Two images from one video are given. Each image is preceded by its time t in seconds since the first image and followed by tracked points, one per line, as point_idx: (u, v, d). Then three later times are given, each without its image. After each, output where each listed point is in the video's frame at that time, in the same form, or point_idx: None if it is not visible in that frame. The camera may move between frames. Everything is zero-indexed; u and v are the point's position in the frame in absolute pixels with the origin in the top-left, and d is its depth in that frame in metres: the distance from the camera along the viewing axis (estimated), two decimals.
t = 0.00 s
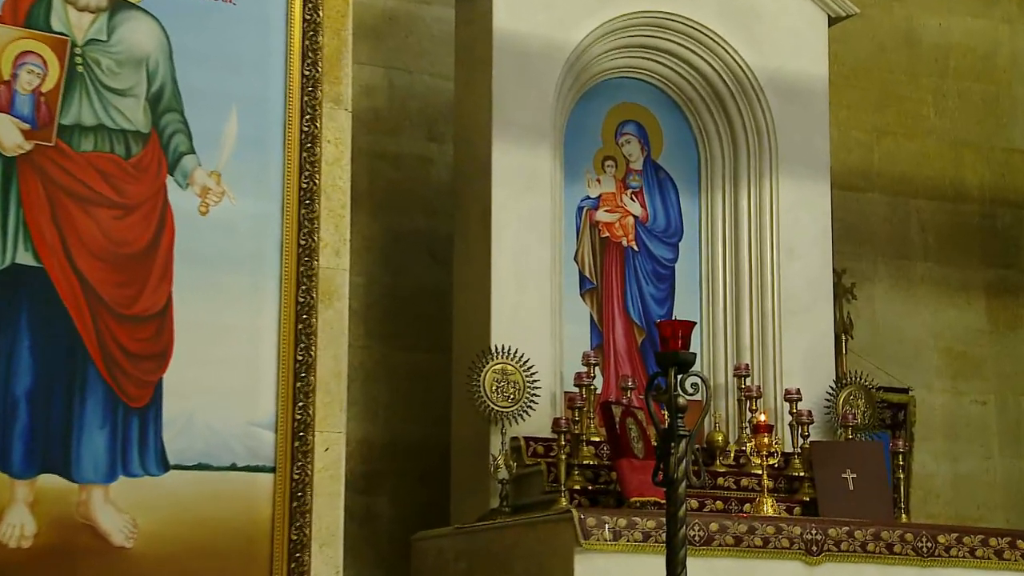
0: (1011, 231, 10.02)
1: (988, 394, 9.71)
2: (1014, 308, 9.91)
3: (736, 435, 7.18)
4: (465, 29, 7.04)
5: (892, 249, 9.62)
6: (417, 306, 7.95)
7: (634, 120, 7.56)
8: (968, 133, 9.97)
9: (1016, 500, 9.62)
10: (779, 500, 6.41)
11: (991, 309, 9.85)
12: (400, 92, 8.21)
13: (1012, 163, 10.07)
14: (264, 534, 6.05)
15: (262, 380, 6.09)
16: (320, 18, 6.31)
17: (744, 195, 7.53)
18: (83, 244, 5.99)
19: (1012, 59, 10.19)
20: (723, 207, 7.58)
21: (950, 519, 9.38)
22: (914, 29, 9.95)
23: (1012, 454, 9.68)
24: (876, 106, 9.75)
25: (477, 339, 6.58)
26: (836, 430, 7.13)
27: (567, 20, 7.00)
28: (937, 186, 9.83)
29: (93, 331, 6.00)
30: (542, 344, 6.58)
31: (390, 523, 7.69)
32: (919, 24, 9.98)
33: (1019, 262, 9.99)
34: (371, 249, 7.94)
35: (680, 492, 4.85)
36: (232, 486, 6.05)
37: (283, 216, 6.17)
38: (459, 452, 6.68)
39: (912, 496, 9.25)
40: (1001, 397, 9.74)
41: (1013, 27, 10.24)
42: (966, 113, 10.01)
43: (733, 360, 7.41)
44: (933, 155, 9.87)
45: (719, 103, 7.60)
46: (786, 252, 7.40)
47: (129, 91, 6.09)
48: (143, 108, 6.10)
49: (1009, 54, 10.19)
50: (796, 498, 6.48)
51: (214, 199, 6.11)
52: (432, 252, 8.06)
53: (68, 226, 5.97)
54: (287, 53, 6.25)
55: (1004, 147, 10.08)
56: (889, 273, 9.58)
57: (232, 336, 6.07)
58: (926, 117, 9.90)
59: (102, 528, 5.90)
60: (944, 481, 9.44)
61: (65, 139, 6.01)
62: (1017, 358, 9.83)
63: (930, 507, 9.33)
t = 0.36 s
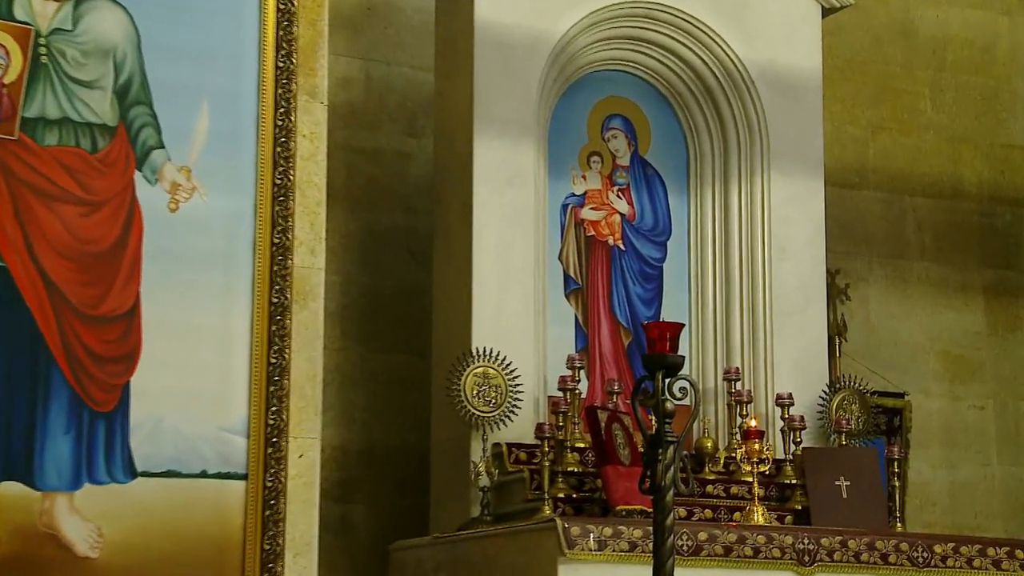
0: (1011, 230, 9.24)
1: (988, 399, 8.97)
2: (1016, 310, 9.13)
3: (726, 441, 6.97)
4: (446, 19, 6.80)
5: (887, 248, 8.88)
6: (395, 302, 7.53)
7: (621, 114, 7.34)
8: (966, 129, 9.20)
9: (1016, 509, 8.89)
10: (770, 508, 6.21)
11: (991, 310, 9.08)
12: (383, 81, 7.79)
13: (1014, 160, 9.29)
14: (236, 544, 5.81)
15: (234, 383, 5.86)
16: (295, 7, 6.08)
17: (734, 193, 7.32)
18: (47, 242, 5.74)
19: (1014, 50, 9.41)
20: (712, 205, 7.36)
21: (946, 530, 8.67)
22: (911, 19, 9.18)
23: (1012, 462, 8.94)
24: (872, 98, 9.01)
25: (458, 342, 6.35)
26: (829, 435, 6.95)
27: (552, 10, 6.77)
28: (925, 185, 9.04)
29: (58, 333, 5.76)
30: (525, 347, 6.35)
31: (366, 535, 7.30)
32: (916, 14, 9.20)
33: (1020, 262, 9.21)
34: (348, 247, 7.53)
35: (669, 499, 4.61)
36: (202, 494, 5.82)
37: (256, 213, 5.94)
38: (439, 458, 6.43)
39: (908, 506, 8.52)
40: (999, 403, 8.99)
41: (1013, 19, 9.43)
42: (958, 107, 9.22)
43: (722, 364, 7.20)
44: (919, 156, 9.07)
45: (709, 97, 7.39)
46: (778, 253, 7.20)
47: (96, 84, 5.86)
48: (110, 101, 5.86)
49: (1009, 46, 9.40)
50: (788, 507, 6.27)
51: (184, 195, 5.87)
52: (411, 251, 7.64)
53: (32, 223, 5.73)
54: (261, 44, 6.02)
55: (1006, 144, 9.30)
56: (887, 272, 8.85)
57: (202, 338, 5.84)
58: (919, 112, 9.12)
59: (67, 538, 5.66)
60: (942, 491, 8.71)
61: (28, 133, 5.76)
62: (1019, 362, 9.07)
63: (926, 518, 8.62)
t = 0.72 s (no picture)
0: (1009, 229, 8.98)
1: (985, 403, 8.69)
2: (1014, 312, 8.89)
3: (715, 446, 6.79)
4: (427, 9, 6.59)
5: (881, 247, 8.56)
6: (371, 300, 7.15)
7: (607, 109, 7.14)
8: (964, 124, 8.93)
9: (1014, 517, 8.61)
10: (760, 516, 6.02)
11: (989, 311, 8.81)
12: (359, 73, 7.47)
13: (1012, 156, 9.05)
14: (208, 552, 5.61)
15: (206, 386, 5.65)
16: None
17: (725, 190, 7.14)
18: (11, 240, 5.53)
19: (1012, 43, 9.17)
20: (700, 203, 7.18)
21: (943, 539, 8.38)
22: (908, 11, 8.89)
23: (1010, 468, 8.68)
24: (869, 91, 8.70)
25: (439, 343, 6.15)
26: (822, 441, 6.80)
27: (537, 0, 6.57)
28: (920, 182, 8.76)
29: (22, 334, 5.55)
30: (508, 348, 6.16)
31: (343, 544, 6.99)
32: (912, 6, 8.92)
33: (1018, 263, 8.96)
34: (324, 246, 7.24)
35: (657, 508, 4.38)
36: (172, 502, 5.61)
37: (229, 209, 5.73)
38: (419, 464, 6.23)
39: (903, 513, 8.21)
40: (997, 407, 8.72)
41: (1012, 12, 9.19)
42: (954, 102, 8.95)
43: (712, 367, 7.02)
44: (919, 152, 8.79)
45: (698, 91, 7.20)
46: (770, 253, 7.04)
47: (63, 75, 5.64)
48: (78, 94, 5.65)
49: (1007, 39, 9.15)
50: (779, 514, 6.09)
51: (154, 192, 5.67)
52: (390, 249, 7.33)
53: None
54: (234, 33, 5.82)
55: (1003, 141, 9.05)
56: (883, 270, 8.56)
57: (173, 339, 5.63)
58: (914, 107, 8.82)
59: (31, 546, 5.45)
60: (939, 497, 8.43)
61: None
62: (1017, 365, 8.82)
63: (922, 526, 8.34)
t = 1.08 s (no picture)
0: (1012, 228, 8.64)
1: (987, 407, 8.35)
2: (1016, 313, 8.54)
3: (709, 452, 6.59)
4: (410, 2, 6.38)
5: (880, 247, 8.25)
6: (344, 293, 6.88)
7: (597, 102, 6.94)
8: (965, 119, 8.60)
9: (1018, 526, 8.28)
10: (756, 525, 5.82)
11: (991, 313, 8.47)
12: (337, 62, 7.20)
13: (1016, 152, 8.70)
14: (183, 562, 5.39)
15: (181, 390, 5.45)
16: None
17: (719, 186, 6.95)
18: None
19: (1015, 36, 8.82)
20: (693, 200, 6.99)
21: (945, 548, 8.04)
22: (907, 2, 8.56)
23: (1015, 475, 8.33)
24: (867, 85, 8.38)
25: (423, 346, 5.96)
26: (819, 446, 6.64)
27: None
28: (919, 179, 8.43)
29: None
30: (494, 352, 5.96)
31: (324, 553, 6.72)
32: None
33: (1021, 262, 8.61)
34: (303, 244, 6.96)
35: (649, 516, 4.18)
36: (147, 509, 5.40)
37: (205, 207, 5.52)
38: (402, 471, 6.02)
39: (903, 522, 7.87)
40: (1000, 412, 8.38)
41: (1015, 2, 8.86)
42: (954, 97, 8.62)
43: (705, 369, 6.82)
44: (917, 148, 8.46)
45: (691, 84, 7.01)
46: (766, 252, 6.86)
47: (32, 67, 5.44)
48: (48, 86, 5.45)
49: (1010, 31, 8.81)
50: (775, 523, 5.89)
51: (127, 188, 5.47)
52: (372, 248, 7.07)
53: None
54: (209, 24, 5.61)
55: (1005, 137, 8.70)
56: (880, 269, 8.23)
57: (146, 341, 5.43)
58: (913, 103, 8.51)
59: None
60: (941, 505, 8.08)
61: None
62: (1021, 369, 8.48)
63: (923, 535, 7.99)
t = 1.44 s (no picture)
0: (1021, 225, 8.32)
1: (994, 412, 8.07)
2: None
3: (705, 459, 6.40)
4: None
5: (880, 246, 7.99)
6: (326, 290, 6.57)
7: (590, 96, 6.74)
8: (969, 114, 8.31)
9: None
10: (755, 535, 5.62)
11: (998, 313, 8.17)
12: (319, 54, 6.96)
13: None
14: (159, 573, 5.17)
15: (157, 394, 5.24)
16: None
17: (716, 183, 6.77)
18: None
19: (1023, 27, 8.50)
20: (688, 198, 6.79)
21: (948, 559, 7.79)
22: None
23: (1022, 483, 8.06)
24: (868, 79, 8.11)
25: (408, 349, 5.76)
26: (820, 453, 6.45)
27: None
28: (923, 175, 8.15)
29: None
30: (484, 355, 5.77)
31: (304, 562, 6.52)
32: None
33: None
34: (283, 243, 6.75)
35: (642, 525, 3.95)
36: (121, 518, 5.18)
37: (182, 204, 5.32)
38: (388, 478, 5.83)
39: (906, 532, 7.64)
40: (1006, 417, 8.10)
41: None
42: (960, 89, 8.33)
43: (700, 373, 6.63)
44: (921, 143, 8.19)
45: (688, 77, 6.83)
46: (765, 252, 6.67)
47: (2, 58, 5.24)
48: (18, 78, 5.25)
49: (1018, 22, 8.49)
50: (774, 532, 5.71)
51: (101, 184, 5.27)
52: (355, 247, 6.86)
53: None
54: (187, 14, 5.42)
55: (1013, 131, 8.40)
56: (882, 270, 7.98)
57: (121, 342, 5.22)
58: (916, 96, 8.22)
59: None
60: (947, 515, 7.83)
61: None
62: None
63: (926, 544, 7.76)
